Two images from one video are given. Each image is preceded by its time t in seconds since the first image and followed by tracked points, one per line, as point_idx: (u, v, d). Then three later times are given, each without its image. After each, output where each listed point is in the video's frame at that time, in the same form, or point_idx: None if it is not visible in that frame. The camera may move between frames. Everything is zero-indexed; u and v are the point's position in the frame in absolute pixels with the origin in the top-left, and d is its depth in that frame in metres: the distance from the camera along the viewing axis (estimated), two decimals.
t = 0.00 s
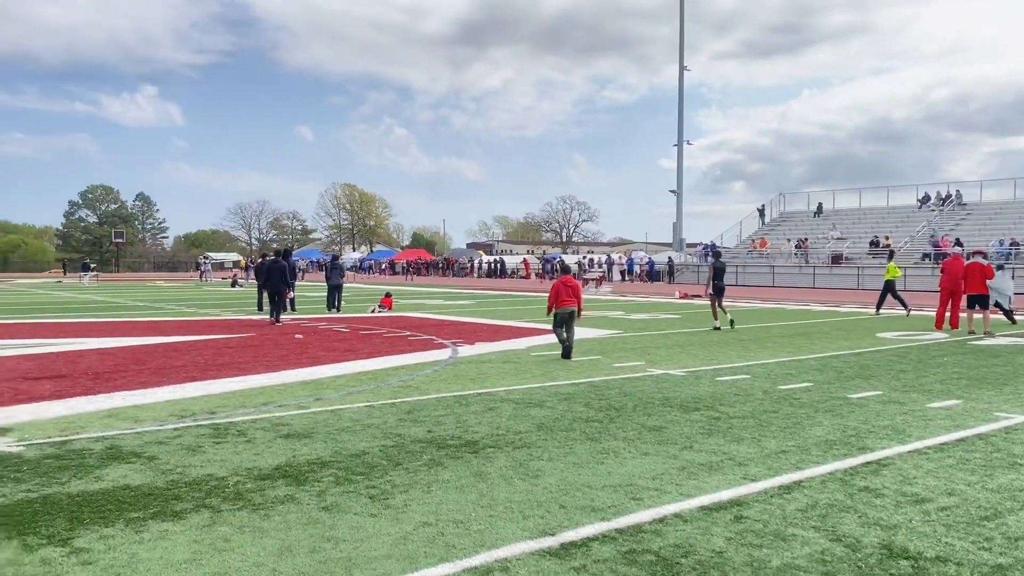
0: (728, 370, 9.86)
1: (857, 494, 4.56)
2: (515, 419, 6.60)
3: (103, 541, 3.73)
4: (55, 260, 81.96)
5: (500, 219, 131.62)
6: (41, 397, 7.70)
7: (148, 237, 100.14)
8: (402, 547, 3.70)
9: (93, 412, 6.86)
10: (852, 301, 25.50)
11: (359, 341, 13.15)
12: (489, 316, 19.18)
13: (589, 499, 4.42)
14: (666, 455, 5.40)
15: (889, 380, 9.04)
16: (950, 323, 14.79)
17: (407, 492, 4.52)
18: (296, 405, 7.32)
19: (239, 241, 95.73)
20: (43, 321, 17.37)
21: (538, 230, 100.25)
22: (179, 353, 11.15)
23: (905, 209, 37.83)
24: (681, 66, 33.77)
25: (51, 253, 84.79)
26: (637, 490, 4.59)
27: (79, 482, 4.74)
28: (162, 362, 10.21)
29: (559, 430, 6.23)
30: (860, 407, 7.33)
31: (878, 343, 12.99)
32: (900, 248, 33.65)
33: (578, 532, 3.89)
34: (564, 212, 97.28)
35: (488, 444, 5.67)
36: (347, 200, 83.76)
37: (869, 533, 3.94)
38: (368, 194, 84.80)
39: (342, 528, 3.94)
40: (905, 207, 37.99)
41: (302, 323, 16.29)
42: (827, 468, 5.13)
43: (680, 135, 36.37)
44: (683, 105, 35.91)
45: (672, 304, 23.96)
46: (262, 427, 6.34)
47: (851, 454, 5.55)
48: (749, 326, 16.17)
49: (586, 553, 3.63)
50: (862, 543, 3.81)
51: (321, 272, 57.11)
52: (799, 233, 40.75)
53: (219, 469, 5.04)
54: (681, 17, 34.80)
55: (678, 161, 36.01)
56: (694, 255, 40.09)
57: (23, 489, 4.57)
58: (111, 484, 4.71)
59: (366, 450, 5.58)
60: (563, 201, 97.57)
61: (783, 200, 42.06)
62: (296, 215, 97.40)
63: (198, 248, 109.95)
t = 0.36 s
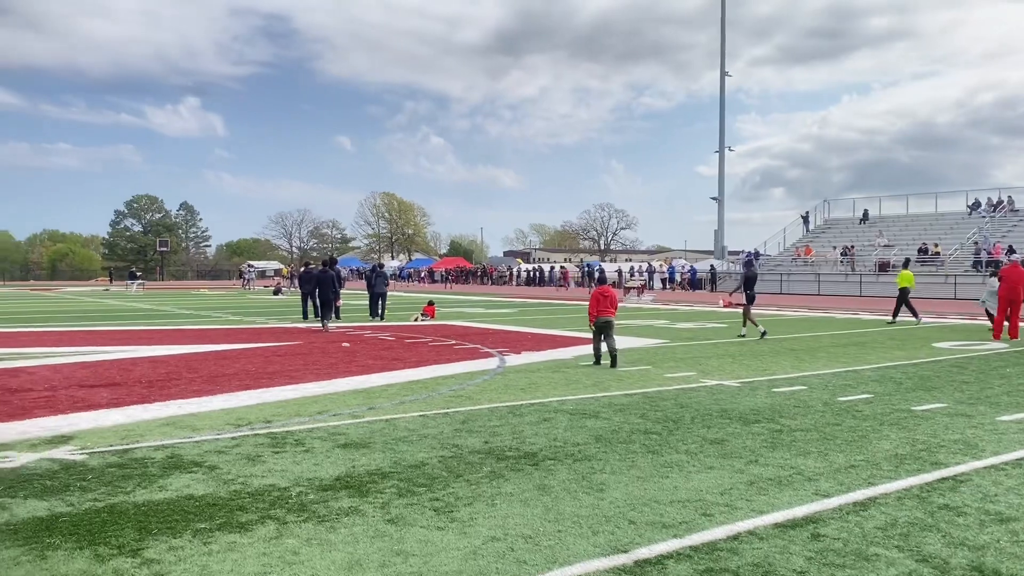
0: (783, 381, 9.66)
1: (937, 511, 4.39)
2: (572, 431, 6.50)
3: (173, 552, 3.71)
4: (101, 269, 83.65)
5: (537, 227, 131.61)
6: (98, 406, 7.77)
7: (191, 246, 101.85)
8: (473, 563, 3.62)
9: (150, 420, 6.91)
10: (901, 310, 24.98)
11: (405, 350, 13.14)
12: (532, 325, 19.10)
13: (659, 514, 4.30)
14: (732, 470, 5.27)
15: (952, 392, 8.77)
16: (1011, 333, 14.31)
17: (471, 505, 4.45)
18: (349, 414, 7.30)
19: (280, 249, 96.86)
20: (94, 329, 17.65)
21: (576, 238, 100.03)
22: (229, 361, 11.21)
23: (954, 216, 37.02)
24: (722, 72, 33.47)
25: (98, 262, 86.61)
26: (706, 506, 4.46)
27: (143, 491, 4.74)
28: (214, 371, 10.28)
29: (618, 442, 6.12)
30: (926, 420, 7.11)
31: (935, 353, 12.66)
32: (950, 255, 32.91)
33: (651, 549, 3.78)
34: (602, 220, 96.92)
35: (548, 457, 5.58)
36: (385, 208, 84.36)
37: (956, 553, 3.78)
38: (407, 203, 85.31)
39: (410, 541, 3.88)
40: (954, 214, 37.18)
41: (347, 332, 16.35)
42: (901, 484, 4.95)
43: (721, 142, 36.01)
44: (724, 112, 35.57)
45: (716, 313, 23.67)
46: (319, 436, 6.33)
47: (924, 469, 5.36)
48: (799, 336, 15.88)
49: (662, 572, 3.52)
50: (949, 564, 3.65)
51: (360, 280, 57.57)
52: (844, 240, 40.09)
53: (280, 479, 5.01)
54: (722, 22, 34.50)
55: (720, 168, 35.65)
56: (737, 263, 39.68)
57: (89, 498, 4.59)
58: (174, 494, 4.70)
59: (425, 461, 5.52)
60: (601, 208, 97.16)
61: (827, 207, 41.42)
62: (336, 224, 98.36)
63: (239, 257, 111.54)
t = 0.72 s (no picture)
0: (838, 387, 9.43)
1: (1020, 526, 4.20)
2: (627, 438, 6.38)
3: (236, 560, 3.67)
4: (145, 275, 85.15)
5: (574, 232, 131.26)
6: (150, 410, 7.80)
7: (232, 252, 103.26)
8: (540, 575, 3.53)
9: (203, 424, 6.93)
10: (951, 315, 24.42)
11: (449, 355, 13.09)
12: (574, 330, 18.98)
13: (727, 526, 4.17)
14: (797, 480, 5.11)
15: (1017, 399, 8.49)
16: None
17: (534, 514, 4.35)
18: (400, 420, 7.25)
19: (319, 255, 97.76)
20: (141, 334, 17.88)
21: (613, 243, 99.60)
22: (276, 365, 11.25)
23: (1003, 218, 36.18)
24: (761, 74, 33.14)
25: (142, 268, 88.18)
26: (776, 518, 4.32)
27: (201, 496, 4.72)
28: (262, 375, 10.31)
29: (676, 450, 5.98)
30: (993, 428, 6.87)
31: (992, 359, 12.30)
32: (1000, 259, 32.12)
33: (723, 562, 3.66)
34: (639, 224, 96.38)
35: (605, 464, 5.47)
36: (422, 214, 84.74)
37: None
38: (444, 209, 85.61)
39: (475, 551, 3.80)
40: (1003, 217, 36.35)
41: (390, 336, 16.36)
42: (977, 496, 4.75)
43: (761, 145, 35.62)
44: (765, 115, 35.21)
45: (760, 318, 23.33)
46: (372, 442, 6.28)
47: (999, 480, 5.15)
48: (849, 341, 15.55)
49: None
50: None
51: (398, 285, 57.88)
52: (889, 244, 39.35)
53: (337, 485, 4.96)
54: (761, 25, 34.20)
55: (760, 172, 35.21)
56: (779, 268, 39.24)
57: (148, 503, 4.57)
58: (232, 499, 4.67)
59: (481, 467, 5.44)
60: (638, 213, 96.60)
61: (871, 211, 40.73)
62: (373, 230, 99.06)
63: (279, 263, 112.84)
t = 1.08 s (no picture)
0: (893, 394, 9.17)
1: None
2: (682, 447, 6.23)
3: (295, 571, 3.58)
4: (182, 279, 86.33)
5: (606, 236, 130.80)
6: (196, 414, 7.78)
7: (267, 256, 104.31)
8: None
9: (250, 430, 6.89)
10: (997, 320, 23.86)
11: (489, 359, 12.98)
12: (612, 334, 18.80)
13: (798, 540, 4.01)
14: (864, 492, 4.92)
15: None
16: None
17: (595, 526, 4.22)
18: (447, 425, 7.16)
19: (352, 259, 98.42)
20: (181, 337, 18.02)
21: (645, 246, 99.09)
22: (318, 369, 11.22)
23: None
24: (799, 75, 32.74)
25: (178, 273, 89.55)
26: (848, 532, 4.15)
27: (254, 504, 4.65)
28: (305, 379, 10.29)
29: (734, 459, 5.82)
30: None
31: None
32: None
33: None
34: (673, 228, 95.72)
35: (663, 474, 5.32)
36: (454, 218, 84.95)
37: None
38: (476, 213, 85.76)
39: (539, 564, 3.67)
40: None
41: (428, 341, 16.29)
42: None
43: (799, 147, 35.16)
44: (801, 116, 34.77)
45: (801, 323, 22.96)
46: (421, 448, 6.19)
47: None
48: (896, 347, 15.21)
49: None
50: None
51: (432, 290, 58.02)
52: (931, 247, 38.61)
53: (390, 493, 4.88)
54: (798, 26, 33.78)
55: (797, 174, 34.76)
56: (818, 273, 38.74)
57: (202, 510, 4.52)
58: (286, 507, 4.60)
59: (535, 475, 5.32)
60: (672, 216, 95.96)
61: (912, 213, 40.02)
62: (406, 234, 99.47)
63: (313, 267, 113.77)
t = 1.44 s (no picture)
0: (949, 399, 8.94)
1: None
2: (740, 453, 6.08)
3: None
4: (214, 282, 87.23)
5: (635, 238, 130.21)
6: (242, 417, 7.75)
7: (297, 259, 105.13)
8: None
9: (299, 432, 6.85)
10: None
11: (528, 362, 12.87)
12: (649, 338, 18.64)
13: (877, 550, 3.86)
14: (938, 500, 4.76)
15: None
16: None
17: (663, 534, 4.10)
18: (495, 428, 7.06)
19: (381, 262, 98.81)
20: (219, 339, 18.11)
21: (675, 248, 98.40)
22: (358, 372, 11.19)
23: None
24: (834, 75, 32.33)
25: (210, 276, 90.55)
26: (927, 542, 4.00)
27: (312, 508, 4.59)
28: (346, 381, 10.26)
29: (795, 466, 5.66)
30: None
31: None
32: None
33: None
34: (703, 230, 95.03)
35: (725, 481, 5.18)
36: (484, 221, 85.02)
37: None
38: (504, 215, 85.70)
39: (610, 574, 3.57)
40: None
41: (465, 343, 16.21)
42: None
43: (835, 148, 34.70)
44: (837, 117, 34.34)
45: (840, 327, 22.60)
46: (472, 451, 6.09)
47: None
48: (943, 350, 14.89)
49: None
50: None
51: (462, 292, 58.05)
52: (971, 249, 37.92)
53: (448, 498, 4.79)
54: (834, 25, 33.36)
55: (832, 175, 34.31)
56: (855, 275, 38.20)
57: (260, 515, 4.45)
58: (344, 511, 4.53)
59: (593, 481, 5.21)
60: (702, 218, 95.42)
61: (950, 215, 39.34)
62: (435, 237, 99.73)
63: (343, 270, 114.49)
